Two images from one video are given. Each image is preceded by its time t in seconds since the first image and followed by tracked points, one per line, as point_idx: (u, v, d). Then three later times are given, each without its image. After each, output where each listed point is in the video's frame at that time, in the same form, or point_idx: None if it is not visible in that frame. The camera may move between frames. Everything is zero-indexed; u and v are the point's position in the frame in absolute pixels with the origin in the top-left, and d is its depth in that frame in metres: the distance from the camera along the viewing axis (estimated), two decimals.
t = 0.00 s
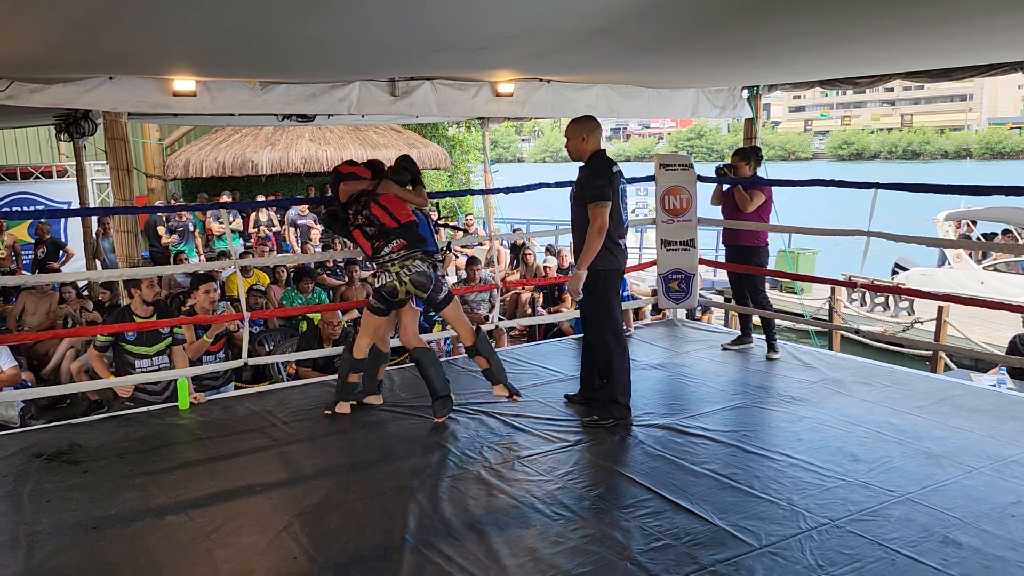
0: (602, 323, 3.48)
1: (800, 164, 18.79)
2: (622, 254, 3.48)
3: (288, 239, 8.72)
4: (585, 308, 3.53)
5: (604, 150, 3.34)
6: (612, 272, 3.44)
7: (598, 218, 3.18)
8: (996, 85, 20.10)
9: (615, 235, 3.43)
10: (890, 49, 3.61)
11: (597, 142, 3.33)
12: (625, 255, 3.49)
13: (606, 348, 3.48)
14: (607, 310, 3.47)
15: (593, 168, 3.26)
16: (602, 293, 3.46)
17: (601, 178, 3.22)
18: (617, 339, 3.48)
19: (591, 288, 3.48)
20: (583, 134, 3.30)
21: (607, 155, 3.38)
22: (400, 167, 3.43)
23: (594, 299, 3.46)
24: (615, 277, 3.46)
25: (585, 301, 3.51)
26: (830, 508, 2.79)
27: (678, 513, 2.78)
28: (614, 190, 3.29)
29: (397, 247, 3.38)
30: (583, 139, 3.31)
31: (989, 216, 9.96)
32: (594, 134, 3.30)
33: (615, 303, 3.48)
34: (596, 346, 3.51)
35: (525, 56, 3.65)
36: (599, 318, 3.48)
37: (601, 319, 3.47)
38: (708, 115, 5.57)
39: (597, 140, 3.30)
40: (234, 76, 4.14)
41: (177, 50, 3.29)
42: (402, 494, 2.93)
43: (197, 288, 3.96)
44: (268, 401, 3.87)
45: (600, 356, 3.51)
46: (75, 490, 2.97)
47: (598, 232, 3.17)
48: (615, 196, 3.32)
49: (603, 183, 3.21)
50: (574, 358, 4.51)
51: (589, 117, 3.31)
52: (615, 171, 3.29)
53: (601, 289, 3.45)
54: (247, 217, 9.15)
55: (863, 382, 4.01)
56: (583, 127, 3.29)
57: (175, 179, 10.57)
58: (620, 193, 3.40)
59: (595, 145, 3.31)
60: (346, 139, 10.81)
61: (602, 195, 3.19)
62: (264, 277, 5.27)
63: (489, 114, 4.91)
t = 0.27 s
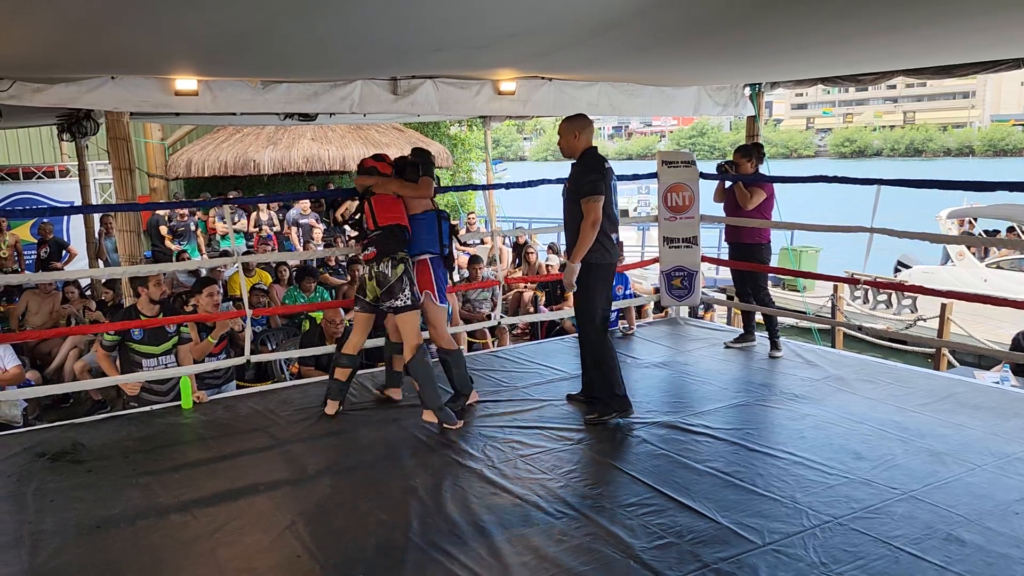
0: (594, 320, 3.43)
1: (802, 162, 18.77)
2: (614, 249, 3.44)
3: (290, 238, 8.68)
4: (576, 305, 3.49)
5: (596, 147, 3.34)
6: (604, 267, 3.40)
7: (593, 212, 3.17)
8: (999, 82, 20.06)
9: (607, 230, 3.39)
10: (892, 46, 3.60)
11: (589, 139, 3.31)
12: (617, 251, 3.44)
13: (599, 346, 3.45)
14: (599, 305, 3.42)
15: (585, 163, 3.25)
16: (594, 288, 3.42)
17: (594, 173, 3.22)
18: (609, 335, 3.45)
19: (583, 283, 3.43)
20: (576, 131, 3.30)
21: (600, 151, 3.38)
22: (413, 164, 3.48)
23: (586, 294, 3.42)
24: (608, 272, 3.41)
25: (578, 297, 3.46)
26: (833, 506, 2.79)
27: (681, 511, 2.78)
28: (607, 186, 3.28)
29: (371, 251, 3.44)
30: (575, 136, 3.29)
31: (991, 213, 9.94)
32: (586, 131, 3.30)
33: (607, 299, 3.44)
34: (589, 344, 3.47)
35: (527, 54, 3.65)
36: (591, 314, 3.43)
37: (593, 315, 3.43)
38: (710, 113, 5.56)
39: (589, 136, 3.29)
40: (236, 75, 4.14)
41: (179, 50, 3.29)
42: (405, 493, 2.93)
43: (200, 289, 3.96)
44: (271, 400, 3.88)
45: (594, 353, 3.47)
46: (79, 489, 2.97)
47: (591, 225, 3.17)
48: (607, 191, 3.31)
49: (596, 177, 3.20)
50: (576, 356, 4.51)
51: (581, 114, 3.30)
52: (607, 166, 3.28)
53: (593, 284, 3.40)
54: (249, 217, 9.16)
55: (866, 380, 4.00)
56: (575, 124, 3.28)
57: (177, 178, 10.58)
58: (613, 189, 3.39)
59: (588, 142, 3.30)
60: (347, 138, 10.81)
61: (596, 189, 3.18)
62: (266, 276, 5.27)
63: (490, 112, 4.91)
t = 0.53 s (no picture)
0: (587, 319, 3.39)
1: (802, 160, 18.76)
2: (610, 249, 3.39)
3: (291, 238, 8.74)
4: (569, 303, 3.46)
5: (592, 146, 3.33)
6: (599, 266, 3.35)
7: (586, 211, 3.15)
8: (999, 79, 20.03)
9: (602, 229, 3.35)
10: (891, 43, 3.60)
11: (584, 138, 3.31)
12: (612, 250, 3.40)
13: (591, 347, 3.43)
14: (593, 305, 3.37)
15: (580, 163, 3.24)
16: (588, 287, 3.37)
17: (589, 172, 3.21)
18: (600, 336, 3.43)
19: (576, 282, 3.38)
20: (571, 130, 3.29)
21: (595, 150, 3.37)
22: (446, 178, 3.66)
23: (580, 293, 3.37)
24: (603, 271, 3.37)
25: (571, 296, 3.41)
26: (834, 504, 2.79)
27: (682, 509, 2.78)
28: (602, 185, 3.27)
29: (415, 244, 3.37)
30: (570, 134, 3.29)
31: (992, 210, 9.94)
32: (581, 130, 3.29)
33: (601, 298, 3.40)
34: (582, 345, 3.45)
35: (526, 52, 3.65)
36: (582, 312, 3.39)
37: (588, 313, 3.38)
38: (709, 111, 5.56)
39: (584, 135, 3.28)
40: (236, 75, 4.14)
41: (178, 50, 3.29)
42: (406, 492, 2.93)
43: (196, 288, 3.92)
44: (272, 400, 3.88)
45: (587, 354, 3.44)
46: (79, 489, 2.97)
47: (585, 225, 3.15)
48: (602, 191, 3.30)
49: (591, 177, 3.19)
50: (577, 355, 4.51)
51: (576, 113, 3.29)
52: (602, 166, 3.27)
53: (586, 282, 3.36)
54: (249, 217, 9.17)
55: (867, 377, 4.00)
56: (570, 123, 3.27)
57: (177, 178, 10.58)
58: (608, 189, 3.37)
59: (583, 141, 3.30)
60: (347, 137, 10.81)
61: (591, 188, 3.17)
62: (267, 276, 5.27)
63: (490, 111, 4.92)
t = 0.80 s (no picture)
0: (586, 321, 3.39)
1: (799, 158, 18.78)
2: (608, 252, 3.39)
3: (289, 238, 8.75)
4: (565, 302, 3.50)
5: (588, 147, 3.33)
6: (596, 269, 3.35)
7: (578, 215, 3.17)
8: (996, 77, 20.05)
9: (599, 232, 3.34)
10: (888, 42, 3.61)
11: (580, 139, 3.31)
12: (610, 253, 3.39)
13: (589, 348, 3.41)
14: (591, 308, 3.38)
15: (574, 164, 3.25)
16: (584, 290, 3.37)
17: (582, 175, 3.21)
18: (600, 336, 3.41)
19: (573, 285, 3.39)
20: (568, 129, 3.31)
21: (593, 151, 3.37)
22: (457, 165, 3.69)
23: (577, 296, 3.38)
24: (600, 274, 3.37)
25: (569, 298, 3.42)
26: (834, 503, 2.79)
27: (681, 509, 2.78)
28: (596, 187, 3.27)
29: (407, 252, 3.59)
30: (566, 135, 3.30)
31: (989, 208, 9.95)
32: (576, 130, 3.30)
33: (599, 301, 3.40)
34: (580, 345, 3.43)
35: (524, 52, 3.64)
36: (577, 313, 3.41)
37: (585, 316, 3.39)
38: (706, 110, 5.56)
39: (579, 136, 3.29)
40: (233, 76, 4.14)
41: (176, 51, 3.29)
42: (405, 493, 2.93)
43: (183, 288, 3.92)
44: (270, 400, 3.87)
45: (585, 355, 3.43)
46: (77, 491, 2.96)
47: (577, 230, 3.18)
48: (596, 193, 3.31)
49: (584, 180, 3.19)
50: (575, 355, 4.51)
51: (573, 112, 3.29)
52: (596, 167, 3.27)
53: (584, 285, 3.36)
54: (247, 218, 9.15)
55: (865, 376, 4.00)
56: (566, 123, 3.27)
57: (174, 179, 10.56)
58: (604, 190, 3.37)
59: (578, 141, 3.30)
60: (344, 137, 10.81)
61: (583, 192, 3.17)
62: (264, 277, 5.26)
63: (487, 111, 4.92)
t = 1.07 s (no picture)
0: (585, 324, 3.38)
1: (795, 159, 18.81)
2: (606, 256, 3.36)
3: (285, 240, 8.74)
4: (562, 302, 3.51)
5: (583, 148, 3.28)
6: (593, 273, 3.34)
7: (568, 222, 3.15)
8: (991, 77, 20.10)
9: (595, 236, 3.32)
10: (882, 41, 3.61)
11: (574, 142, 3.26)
12: (608, 257, 3.37)
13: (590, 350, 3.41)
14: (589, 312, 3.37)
15: (567, 168, 3.21)
16: (583, 293, 3.36)
17: (572, 180, 3.17)
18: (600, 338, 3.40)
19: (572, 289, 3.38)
20: (561, 131, 3.27)
21: (590, 152, 3.31)
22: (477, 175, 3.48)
23: (575, 300, 3.37)
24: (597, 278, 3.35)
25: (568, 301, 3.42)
26: (832, 502, 2.78)
27: (678, 509, 2.77)
28: (589, 191, 3.24)
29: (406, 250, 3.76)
30: (558, 137, 3.26)
31: (984, 208, 9.98)
32: (569, 132, 3.25)
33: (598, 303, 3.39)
34: (579, 348, 3.41)
35: (519, 53, 3.64)
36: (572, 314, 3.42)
37: (583, 320, 3.38)
38: (702, 111, 5.56)
39: (571, 138, 3.25)
40: (228, 77, 4.13)
41: (171, 51, 3.28)
42: (402, 494, 2.92)
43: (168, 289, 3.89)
44: (266, 402, 3.86)
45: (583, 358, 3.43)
46: (73, 494, 2.95)
47: (568, 236, 3.17)
48: (589, 196, 3.26)
49: (574, 185, 3.16)
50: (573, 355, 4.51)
51: (566, 114, 3.24)
52: (589, 171, 3.22)
53: (582, 288, 3.35)
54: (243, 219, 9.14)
55: (862, 376, 4.00)
56: (559, 125, 3.24)
57: (169, 181, 10.54)
58: (601, 193, 3.30)
59: (571, 144, 3.26)
60: (340, 139, 10.83)
61: (572, 199, 3.15)
62: (260, 279, 5.25)
63: (483, 111, 4.91)
